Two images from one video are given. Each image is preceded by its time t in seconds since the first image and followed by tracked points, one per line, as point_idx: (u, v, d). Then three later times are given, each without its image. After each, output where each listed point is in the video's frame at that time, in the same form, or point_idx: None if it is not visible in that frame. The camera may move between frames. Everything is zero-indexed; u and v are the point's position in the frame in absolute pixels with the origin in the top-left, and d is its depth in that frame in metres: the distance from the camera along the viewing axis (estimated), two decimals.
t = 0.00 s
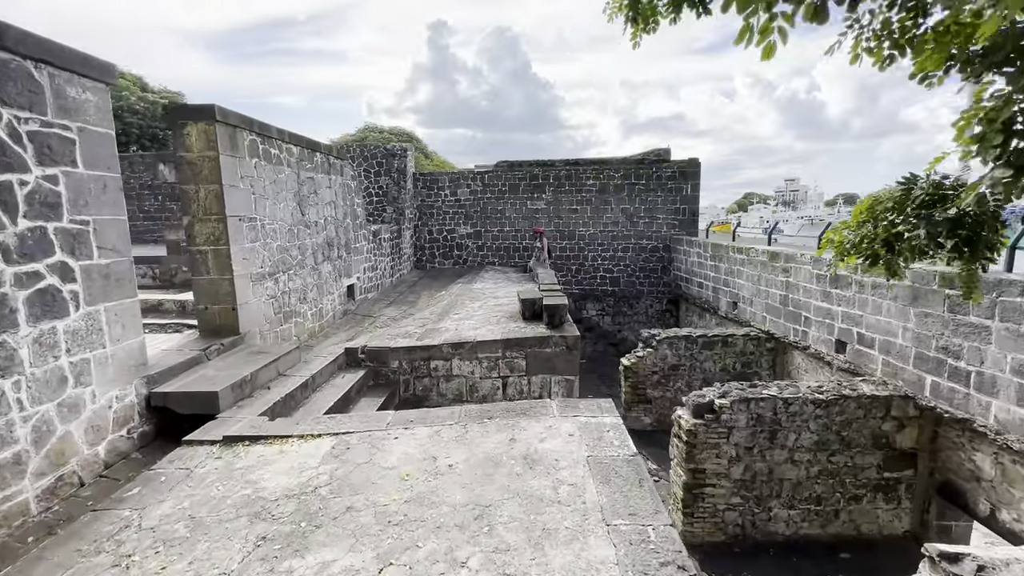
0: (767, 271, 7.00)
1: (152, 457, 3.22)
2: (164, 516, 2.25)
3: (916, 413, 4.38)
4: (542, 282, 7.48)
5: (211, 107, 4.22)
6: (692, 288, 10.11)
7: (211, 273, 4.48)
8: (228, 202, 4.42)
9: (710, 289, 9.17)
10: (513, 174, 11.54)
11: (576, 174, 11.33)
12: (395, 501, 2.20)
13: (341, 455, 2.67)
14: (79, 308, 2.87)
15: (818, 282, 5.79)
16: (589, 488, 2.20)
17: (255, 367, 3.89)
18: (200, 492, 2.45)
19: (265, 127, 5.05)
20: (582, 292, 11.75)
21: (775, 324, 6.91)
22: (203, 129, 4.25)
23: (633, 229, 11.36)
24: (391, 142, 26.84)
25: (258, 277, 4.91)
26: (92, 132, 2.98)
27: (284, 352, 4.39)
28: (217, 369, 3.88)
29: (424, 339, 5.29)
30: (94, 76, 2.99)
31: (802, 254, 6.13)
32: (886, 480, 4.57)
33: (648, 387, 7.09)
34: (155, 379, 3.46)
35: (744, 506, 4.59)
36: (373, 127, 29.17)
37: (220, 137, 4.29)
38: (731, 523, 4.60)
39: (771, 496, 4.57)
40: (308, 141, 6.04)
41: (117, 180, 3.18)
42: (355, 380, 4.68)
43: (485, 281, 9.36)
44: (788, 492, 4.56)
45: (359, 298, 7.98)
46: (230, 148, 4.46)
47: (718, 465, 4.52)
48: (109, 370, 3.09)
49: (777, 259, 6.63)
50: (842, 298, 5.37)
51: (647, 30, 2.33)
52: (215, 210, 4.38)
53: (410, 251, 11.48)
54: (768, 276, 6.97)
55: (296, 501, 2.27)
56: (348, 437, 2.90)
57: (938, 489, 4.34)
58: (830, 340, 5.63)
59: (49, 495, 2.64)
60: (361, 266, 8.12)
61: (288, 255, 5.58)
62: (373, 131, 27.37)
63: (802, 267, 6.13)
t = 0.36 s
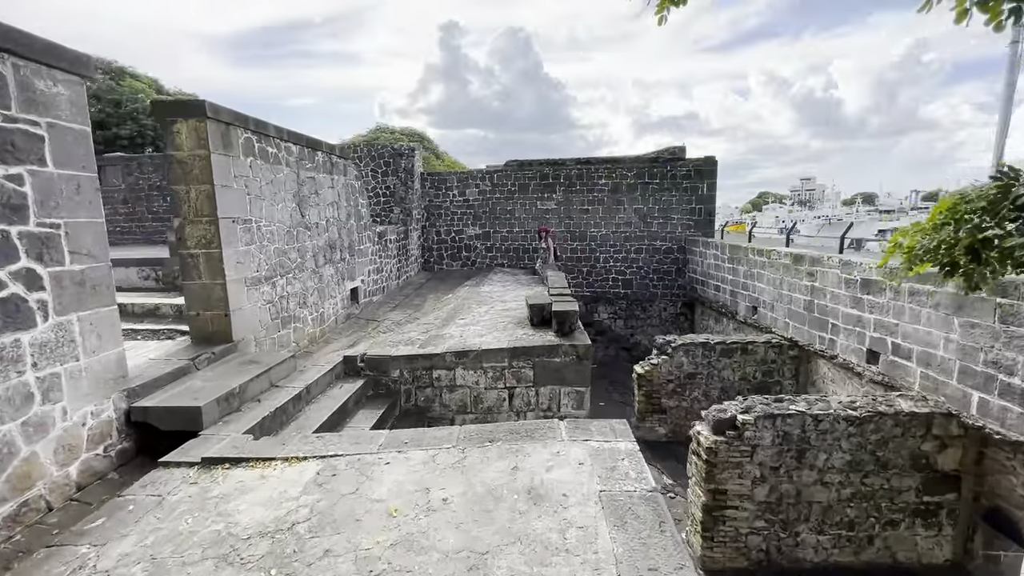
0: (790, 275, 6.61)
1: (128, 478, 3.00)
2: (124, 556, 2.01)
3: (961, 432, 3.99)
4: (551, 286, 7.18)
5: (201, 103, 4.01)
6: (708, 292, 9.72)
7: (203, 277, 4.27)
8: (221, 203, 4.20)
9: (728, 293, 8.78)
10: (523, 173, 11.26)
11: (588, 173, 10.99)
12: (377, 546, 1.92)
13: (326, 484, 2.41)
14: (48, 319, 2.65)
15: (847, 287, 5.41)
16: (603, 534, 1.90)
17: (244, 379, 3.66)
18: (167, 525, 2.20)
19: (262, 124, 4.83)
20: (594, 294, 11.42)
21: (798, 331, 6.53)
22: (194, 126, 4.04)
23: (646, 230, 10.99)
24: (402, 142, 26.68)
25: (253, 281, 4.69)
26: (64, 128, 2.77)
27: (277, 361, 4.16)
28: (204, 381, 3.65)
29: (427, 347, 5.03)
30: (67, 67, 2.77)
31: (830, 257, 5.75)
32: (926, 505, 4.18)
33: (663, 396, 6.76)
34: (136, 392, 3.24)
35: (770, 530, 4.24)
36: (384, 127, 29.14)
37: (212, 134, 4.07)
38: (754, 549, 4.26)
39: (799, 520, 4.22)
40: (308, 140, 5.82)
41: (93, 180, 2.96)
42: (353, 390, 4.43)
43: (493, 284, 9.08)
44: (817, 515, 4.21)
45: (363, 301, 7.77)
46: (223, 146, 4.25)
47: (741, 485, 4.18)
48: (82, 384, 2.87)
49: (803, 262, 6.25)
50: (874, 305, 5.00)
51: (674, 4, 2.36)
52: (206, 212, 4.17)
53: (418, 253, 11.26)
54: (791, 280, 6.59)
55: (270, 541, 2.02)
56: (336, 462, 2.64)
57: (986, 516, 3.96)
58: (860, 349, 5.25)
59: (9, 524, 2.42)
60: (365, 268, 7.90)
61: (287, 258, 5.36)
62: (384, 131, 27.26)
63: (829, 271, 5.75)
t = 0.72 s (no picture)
0: (818, 279, 6.25)
1: (113, 496, 2.82)
2: None
3: (1015, 454, 3.63)
4: (565, 289, 6.92)
5: (199, 100, 3.84)
6: (728, 295, 9.35)
7: (201, 281, 4.11)
8: (219, 204, 4.04)
9: (749, 296, 8.41)
10: (535, 173, 11.00)
11: (602, 172, 10.69)
12: None
13: (316, 512, 2.19)
14: (26, 327, 2.49)
15: (883, 293, 5.05)
16: None
17: (239, 389, 3.48)
18: (140, 558, 2.01)
19: (265, 122, 4.67)
20: (608, 297, 11.11)
21: (826, 338, 6.17)
22: (192, 124, 3.88)
23: (663, 230, 10.65)
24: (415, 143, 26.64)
25: (255, 285, 4.52)
26: (45, 124, 2.61)
27: (277, 369, 3.98)
28: (198, 390, 3.48)
29: (434, 354, 4.81)
30: (48, 60, 2.61)
31: (863, 260, 5.38)
32: (975, 533, 3.82)
33: (681, 405, 6.44)
34: (125, 403, 3.08)
35: (800, 556, 3.92)
36: (398, 128, 29.17)
37: (210, 132, 3.91)
38: None
39: (832, 545, 3.90)
40: (314, 138, 5.65)
41: (78, 179, 2.80)
42: (356, 400, 4.23)
43: (504, 286, 8.85)
44: (852, 541, 3.88)
45: (371, 304, 7.59)
46: (222, 144, 4.08)
47: (769, 507, 3.87)
48: (64, 396, 2.70)
49: (833, 264, 5.89)
50: (914, 312, 4.64)
51: None
52: (205, 213, 4.01)
53: (428, 254, 11.08)
54: (820, 284, 6.22)
55: None
56: (328, 485, 2.42)
57: None
58: (898, 359, 4.88)
59: None
60: (374, 270, 7.73)
61: (291, 260, 5.20)
62: (397, 133, 27.25)
63: (862, 275, 5.38)
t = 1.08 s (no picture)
0: (854, 283, 5.83)
1: (98, 518, 2.63)
2: None
3: None
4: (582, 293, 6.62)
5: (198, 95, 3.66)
6: (753, 299, 8.93)
7: (202, 286, 3.93)
8: (220, 205, 3.85)
9: (776, 301, 7.99)
10: (551, 172, 10.71)
11: (620, 171, 10.34)
12: None
13: (305, 552, 1.95)
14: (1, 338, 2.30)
15: (930, 300, 4.64)
16: None
17: (237, 402, 3.28)
18: None
19: (270, 120, 4.48)
20: (626, 300, 10.76)
21: (863, 347, 5.75)
22: (191, 121, 3.70)
23: (683, 231, 10.25)
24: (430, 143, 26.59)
25: (258, 289, 4.33)
26: (25, 118, 2.42)
27: (278, 379, 3.77)
28: (194, 402, 3.28)
29: (444, 363, 4.57)
30: (29, 50, 2.42)
31: (907, 264, 4.97)
32: None
33: (705, 416, 6.09)
34: (115, 417, 2.89)
35: None
36: (413, 129, 29.13)
37: (210, 129, 3.72)
38: None
39: None
40: (323, 137, 5.46)
41: (63, 179, 2.61)
42: (362, 412, 4.00)
43: (518, 289, 8.59)
44: None
45: (382, 307, 7.40)
46: (223, 143, 3.90)
47: (807, 536, 3.54)
48: (46, 412, 2.52)
49: (872, 268, 5.48)
50: (967, 322, 4.23)
51: None
52: (205, 214, 3.82)
53: (441, 255, 10.87)
54: (856, 289, 5.81)
55: None
56: (322, 517, 2.18)
57: None
58: (947, 373, 4.48)
59: None
60: (385, 272, 7.53)
61: (297, 263, 5.01)
62: (412, 133, 27.23)
63: (905, 280, 4.97)
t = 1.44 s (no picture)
0: (888, 290, 5.49)
1: (87, 538, 2.50)
2: None
3: None
4: (597, 297, 6.38)
5: (200, 95, 3.54)
6: (776, 304, 8.59)
7: (204, 291, 3.81)
8: (223, 207, 3.73)
9: (802, 306, 7.65)
10: (565, 172, 10.48)
11: (637, 171, 10.06)
12: None
13: None
14: None
15: (975, 309, 4.31)
16: None
17: (236, 414, 3.14)
18: None
19: (276, 120, 4.35)
20: (642, 303, 10.49)
21: (896, 357, 5.41)
22: (193, 121, 3.58)
23: (702, 233, 9.93)
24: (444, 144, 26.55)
25: (263, 294, 4.21)
26: (12, 118, 2.30)
27: (280, 388, 3.63)
28: (192, 413, 3.15)
29: (453, 371, 4.39)
30: (16, 47, 2.30)
31: (948, 269, 4.63)
32: None
33: (727, 428, 5.81)
34: (108, 430, 2.78)
35: None
36: (427, 129, 29.14)
37: (211, 130, 3.60)
38: None
39: None
40: (332, 137, 5.33)
41: (52, 182, 2.49)
42: (367, 422, 3.84)
43: (532, 292, 8.39)
44: None
45: (392, 310, 7.27)
46: (226, 143, 3.77)
47: (842, 565, 3.27)
48: (34, 426, 2.40)
49: (908, 274, 5.13)
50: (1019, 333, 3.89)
51: None
52: (207, 217, 3.69)
53: (454, 257, 10.73)
54: (890, 296, 5.47)
55: None
56: (315, 548, 2.01)
57: None
58: (994, 389, 4.14)
59: None
60: (396, 275, 7.40)
61: (304, 267, 4.88)
62: (425, 134, 27.23)
63: (946, 287, 4.63)
